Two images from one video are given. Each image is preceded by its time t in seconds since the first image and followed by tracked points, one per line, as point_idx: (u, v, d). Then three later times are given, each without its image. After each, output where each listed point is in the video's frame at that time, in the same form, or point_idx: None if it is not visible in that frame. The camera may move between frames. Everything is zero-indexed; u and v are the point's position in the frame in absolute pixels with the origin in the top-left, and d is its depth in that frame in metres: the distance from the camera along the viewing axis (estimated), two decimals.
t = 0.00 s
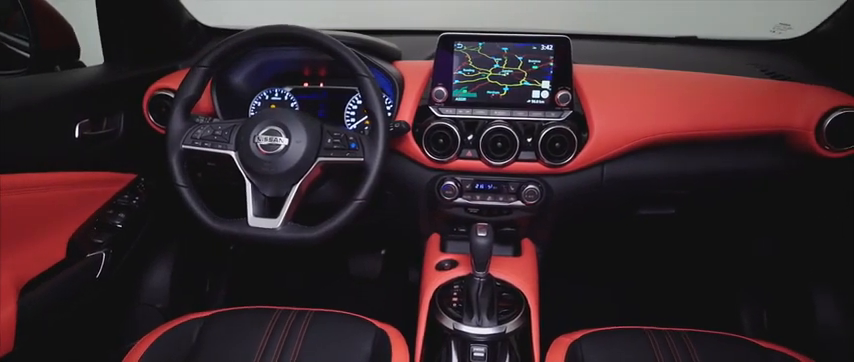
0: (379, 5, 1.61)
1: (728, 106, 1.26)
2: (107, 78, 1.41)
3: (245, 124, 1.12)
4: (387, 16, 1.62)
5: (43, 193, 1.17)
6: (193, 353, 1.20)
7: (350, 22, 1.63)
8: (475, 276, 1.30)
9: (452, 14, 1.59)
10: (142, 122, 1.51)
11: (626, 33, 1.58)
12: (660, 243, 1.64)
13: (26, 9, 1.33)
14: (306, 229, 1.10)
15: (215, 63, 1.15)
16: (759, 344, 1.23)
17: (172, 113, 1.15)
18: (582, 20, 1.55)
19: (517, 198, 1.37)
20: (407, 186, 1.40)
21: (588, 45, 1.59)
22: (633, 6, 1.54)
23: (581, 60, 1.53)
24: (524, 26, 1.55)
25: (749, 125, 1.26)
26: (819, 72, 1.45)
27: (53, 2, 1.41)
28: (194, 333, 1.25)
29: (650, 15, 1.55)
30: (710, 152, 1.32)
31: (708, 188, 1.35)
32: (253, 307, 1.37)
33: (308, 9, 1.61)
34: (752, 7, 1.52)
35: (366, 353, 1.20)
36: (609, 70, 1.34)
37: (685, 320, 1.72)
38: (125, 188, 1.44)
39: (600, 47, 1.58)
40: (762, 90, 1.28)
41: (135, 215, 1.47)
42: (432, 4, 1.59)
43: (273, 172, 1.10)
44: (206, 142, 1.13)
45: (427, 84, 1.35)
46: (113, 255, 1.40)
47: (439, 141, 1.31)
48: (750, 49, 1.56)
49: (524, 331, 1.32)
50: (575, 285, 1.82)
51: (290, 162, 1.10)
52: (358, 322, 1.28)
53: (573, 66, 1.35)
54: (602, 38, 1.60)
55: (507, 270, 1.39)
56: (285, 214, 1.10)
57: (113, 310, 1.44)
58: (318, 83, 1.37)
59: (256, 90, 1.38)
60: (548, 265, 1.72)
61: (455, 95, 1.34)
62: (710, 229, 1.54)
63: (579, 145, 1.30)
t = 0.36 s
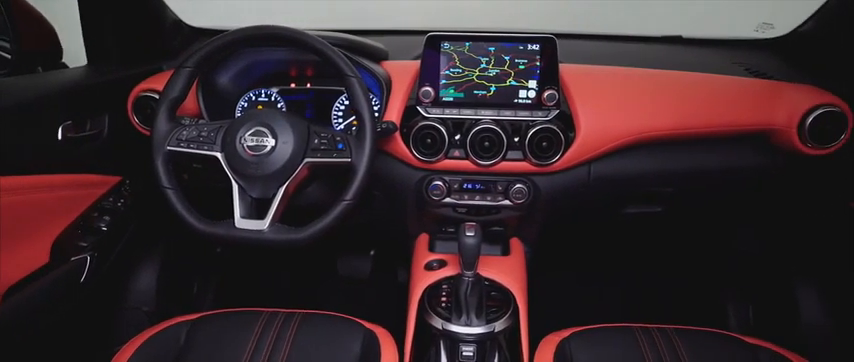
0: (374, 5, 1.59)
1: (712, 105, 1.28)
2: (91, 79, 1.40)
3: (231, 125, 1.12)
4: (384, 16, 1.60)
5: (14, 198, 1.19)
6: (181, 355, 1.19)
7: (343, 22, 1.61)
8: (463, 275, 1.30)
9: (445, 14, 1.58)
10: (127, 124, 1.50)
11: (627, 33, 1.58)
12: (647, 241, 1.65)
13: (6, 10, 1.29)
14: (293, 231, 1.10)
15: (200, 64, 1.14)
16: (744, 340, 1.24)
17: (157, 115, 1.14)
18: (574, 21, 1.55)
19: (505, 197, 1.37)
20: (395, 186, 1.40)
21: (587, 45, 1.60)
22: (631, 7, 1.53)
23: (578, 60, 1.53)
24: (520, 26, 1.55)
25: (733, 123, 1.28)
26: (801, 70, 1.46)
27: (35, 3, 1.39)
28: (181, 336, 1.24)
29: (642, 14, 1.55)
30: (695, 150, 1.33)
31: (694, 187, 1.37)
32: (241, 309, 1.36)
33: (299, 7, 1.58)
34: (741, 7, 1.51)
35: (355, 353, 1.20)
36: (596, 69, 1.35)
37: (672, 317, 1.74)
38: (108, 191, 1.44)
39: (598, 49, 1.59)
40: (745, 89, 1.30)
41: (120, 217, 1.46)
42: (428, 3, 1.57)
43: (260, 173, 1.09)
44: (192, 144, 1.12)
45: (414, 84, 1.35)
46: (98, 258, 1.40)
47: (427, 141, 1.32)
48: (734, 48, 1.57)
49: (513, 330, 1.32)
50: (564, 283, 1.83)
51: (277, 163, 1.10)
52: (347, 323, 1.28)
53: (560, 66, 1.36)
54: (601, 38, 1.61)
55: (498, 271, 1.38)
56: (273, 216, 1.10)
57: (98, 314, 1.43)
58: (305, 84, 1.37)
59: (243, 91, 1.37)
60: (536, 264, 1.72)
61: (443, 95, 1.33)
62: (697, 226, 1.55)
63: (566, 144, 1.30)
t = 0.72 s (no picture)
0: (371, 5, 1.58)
1: (696, 104, 1.29)
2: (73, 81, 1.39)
3: (216, 126, 1.11)
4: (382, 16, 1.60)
5: None
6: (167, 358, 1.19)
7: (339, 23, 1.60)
8: (451, 275, 1.31)
9: (441, 14, 1.56)
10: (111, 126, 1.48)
11: (628, 33, 1.59)
12: (633, 239, 1.67)
13: None
14: (280, 232, 1.09)
15: (185, 64, 1.13)
16: (729, 336, 1.25)
17: (140, 117, 1.13)
18: (563, 22, 1.55)
19: (492, 196, 1.37)
20: (383, 186, 1.40)
21: (579, 45, 1.60)
22: (629, 8, 1.54)
23: (572, 61, 1.53)
24: (519, 26, 1.55)
25: (717, 121, 1.29)
26: (784, 69, 1.48)
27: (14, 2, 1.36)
28: (168, 339, 1.23)
29: (635, 15, 1.55)
30: (680, 148, 1.34)
31: (678, 185, 1.38)
32: (229, 311, 1.36)
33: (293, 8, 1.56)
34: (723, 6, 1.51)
35: (343, 354, 1.19)
36: (582, 69, 1.36)
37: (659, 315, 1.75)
38: (92, 194, 1.46)
39: (597, 49, 1.59)
40: (728, 87, 1.31)
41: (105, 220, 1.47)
42: (424, 4, 1.56)
43: (246, 174, 1.09)
44: (177, 145, 1.11)
45: (401, 84, 1.35)
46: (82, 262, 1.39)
47: (414, 141, 1.32)
48: (719, 47, 1.59)
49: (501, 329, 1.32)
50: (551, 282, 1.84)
51: (263, 164, 1.09)
52: (335, 324, 1.27)
53: (546, 66, 1.36)
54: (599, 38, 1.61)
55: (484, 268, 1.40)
56: (259, 217, 1.09)
57: (83, 318, 1.41)
58: (291, 84, 1.37)
59: (229, 91, 1.37)
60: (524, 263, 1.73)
61: (429, 95, 1.34)
62: (682, 224, 1.57)
63: (553, 143, 1.31)
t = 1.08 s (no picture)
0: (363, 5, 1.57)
1: (682, 102, 1.30)
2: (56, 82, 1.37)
3: (203, 127, 1.10)
4: (377, 16, 1.59)
5: None
6: None
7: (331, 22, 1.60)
8: (440, 275, 1.31)
9: (433, 15, 1.56)
10: (96, 128, 1.47)
11: (626, 33, 1.60)
12: (621, 238, 1.68)
13: None
14: (268, 233, 1.09)
15: (170, 65, 1.12)
16: (717, 332, 1.26)
17: (126, 118, 1.12)
18: (550, 23, 1.56)
19: (481, 196, 1.38)
20: (371, 187, 1.40)
21: (578, 44, 1.62)
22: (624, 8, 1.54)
23: (570, 61, 1.54)
24: (515, 26, 1.57)
25: (702, 120, 1.30)
26: (769, 68, 1.50)
27: None
28: (155, 343, 1.22)
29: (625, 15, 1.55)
30: (667, 146, 1.35)
31: (667, 181, 1.38)
32: (217, 314, 1.35)
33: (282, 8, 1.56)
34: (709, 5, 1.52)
35: (333, 355, 1.19)
36: (569, 68, 1.37)
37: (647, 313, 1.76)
38: (78, 197, 1.45)
39: (597, 49, 1.59)
40: (713, 86, 1.32)
41: (90, 224, 1.45)
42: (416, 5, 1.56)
43: (233, 176, 1.08)
44: (163, 147, 1.11)
45: (388, 84, 1.35)
46: (68, 267, 1.37)
47: (402, 141, 1.31)
48: (705, 47, 1.60)
49: (490, 329, 1.33)
50: (540, 280, 1.85)
51: (250, 166, 1.08)
52: (324, 325, 1.27)
53: (533, 65, 1.37)
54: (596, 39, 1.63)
55: (473, 268, 1.40)
56: (247, 219, 1.09)
57: (69, 322, 1.39)
58: (279, 85, 1.36)
59: (216, 93, 1.36)
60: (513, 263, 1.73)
61: (417, 95, 1.34)
62: (669, 222, 1.58)
63: (540, 143, 1.31)
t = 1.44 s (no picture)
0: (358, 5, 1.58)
1: (672, 101, 1.31)
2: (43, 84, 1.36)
3: (192, 128, 1.10)
4: (373, 15, 1.60)
5: None
6: None
7: (326, 23, 1.60)
8: (432, 275, 1.31)
9: (426, 14, 1.57)
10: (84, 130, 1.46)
11: (620, 33, 1.61)
12: (613, 237, 1.68)
13: None
14: (259, 234, 1.09)
15: (159, 66, 1.12)
16: (707, 329, 1.27)
17: (114, 119, 1.11)
18: (542, 22, 1.58)
19: (472, 195, 1.38)
20: (363, 187, 1.39)
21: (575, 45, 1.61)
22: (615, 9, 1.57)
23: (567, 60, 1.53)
24: (511, 26, 1.59)
25: (692, 119, 1.31)
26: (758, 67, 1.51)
27: None
28: (145, 346, 1.21)
29: (616, 14, 1.58)
30: (658, 145, 1.35)
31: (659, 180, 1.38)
32: (208, 316, 1.34)
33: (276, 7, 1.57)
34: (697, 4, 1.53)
35: (325, 356, 1.18)
36: (559, 68, 1.37)
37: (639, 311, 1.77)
38: (65, 198, 1.44)
39: (590, 48, 1.60)
40: (702, 85, 1.33)
41: (78, 226, 1.46)
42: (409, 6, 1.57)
43: (223, 177, 1.08)
44: (152, 148, 1.10)
45: (379, 84, 1.35)
46: (55, 268, 1.38)
47: (393, 142, 1.31)
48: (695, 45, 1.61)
49: (482, 329, 1.32)
50: (532, 279, 1.85)
51: (240, 167, 1.08)
52: (315, 326, 1.26)
53: (523, 65, 1.37)
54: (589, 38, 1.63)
55: (465, 267, 1.40)
56: (237, 220, 1.09)
57: (57, 324, 1.38)
58: (269, 86, 1.36)
59: (206, 93, 1.35)
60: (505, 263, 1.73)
61: (408, 95, 1.34)
62: (660, 220, 1.59)
63: (531, 143, 1.32)
